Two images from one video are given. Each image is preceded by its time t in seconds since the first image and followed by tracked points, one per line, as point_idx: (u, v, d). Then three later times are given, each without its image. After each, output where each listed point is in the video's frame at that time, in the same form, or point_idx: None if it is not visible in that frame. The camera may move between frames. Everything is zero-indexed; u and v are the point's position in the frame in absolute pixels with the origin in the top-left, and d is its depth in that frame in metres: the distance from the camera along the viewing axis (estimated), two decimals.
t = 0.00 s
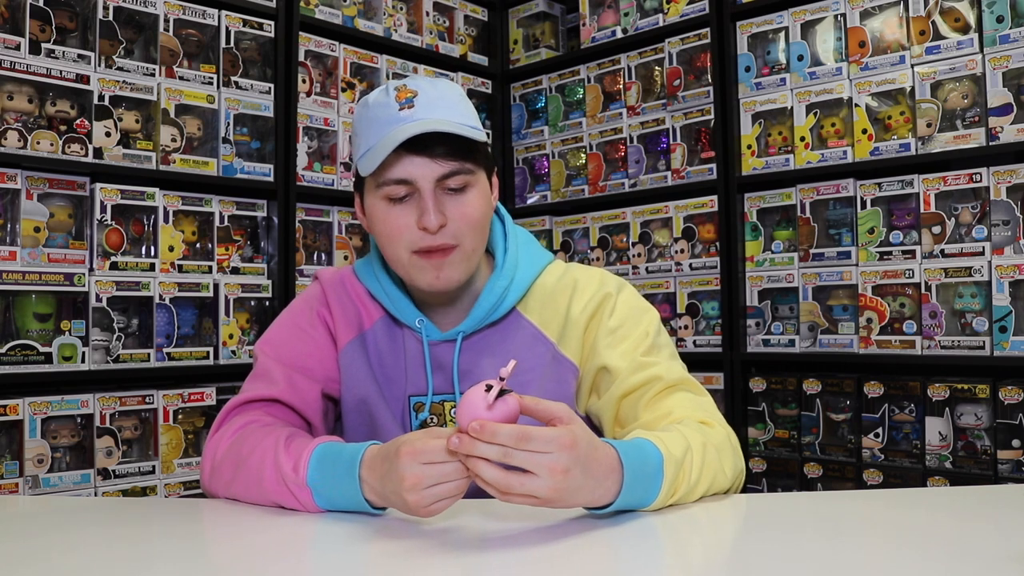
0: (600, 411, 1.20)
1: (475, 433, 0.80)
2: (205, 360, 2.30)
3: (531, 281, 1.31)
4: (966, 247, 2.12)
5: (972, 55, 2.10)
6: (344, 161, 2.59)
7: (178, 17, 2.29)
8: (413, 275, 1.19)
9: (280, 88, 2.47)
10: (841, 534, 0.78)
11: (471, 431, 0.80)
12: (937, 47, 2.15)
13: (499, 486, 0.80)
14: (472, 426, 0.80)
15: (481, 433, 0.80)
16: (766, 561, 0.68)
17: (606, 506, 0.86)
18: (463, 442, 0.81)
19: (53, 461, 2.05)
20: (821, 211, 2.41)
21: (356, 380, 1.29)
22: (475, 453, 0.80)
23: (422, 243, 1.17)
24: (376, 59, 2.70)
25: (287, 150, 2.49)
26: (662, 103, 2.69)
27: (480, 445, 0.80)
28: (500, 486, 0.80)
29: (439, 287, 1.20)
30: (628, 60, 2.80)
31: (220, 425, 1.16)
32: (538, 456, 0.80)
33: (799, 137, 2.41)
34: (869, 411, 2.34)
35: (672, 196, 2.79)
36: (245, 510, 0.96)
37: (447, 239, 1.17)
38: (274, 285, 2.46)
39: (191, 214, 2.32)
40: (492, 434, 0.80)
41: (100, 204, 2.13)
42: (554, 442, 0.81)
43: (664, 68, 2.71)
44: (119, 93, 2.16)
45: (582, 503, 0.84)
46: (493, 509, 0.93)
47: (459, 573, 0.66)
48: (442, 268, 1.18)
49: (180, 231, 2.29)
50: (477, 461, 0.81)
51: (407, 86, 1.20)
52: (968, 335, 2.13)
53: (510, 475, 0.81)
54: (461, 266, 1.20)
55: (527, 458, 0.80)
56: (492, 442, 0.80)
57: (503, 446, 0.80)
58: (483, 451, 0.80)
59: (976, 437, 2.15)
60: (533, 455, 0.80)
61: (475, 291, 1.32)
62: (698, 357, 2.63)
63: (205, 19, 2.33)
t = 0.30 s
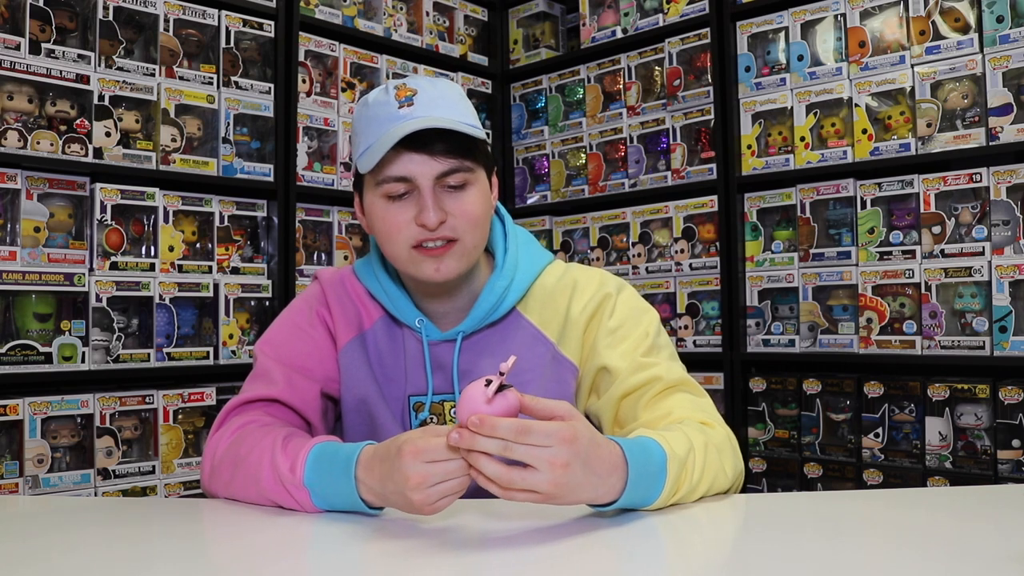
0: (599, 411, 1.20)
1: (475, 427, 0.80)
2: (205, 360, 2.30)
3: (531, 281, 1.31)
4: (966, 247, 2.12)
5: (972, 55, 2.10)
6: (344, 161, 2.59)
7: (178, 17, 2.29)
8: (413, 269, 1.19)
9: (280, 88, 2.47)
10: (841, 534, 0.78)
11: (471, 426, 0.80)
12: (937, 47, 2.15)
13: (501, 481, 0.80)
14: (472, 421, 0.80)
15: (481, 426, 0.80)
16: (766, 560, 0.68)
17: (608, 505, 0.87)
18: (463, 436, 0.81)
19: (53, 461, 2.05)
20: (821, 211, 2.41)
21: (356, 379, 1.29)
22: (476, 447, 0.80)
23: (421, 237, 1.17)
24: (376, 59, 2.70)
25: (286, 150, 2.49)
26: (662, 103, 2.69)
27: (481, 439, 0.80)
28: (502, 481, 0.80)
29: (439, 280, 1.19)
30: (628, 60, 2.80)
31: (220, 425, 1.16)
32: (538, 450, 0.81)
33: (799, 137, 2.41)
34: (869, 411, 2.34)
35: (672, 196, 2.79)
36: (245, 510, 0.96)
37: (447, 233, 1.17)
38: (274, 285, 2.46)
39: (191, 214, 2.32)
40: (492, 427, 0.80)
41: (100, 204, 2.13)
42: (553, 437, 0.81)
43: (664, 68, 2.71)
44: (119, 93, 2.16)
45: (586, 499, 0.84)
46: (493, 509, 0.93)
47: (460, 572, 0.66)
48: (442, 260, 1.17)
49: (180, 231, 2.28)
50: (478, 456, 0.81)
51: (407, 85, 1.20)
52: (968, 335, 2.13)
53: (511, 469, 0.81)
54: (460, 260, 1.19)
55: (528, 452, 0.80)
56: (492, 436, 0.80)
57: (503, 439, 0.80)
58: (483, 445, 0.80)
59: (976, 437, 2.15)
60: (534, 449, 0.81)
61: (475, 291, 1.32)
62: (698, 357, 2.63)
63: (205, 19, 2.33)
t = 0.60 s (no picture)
0: (598, 411, 1.20)
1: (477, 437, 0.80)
2: (205, 360, 2.30)
3: (530, 281, 1.31)
4: (966, 247, 2.12)
5: (972, 55, 2.10)
6: (344, 161, 2.59)
7: (178, 17, 2.29)
8: (412, 272, 1.19)
9: (280, 88, 2.47)
10: (841, 534, 0.78)
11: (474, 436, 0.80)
12: (937, 47, 2.15)
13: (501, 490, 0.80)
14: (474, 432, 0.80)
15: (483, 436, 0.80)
16: (766, 561, 0.68)
17: (607, 506, 0.86)
18: (467, 447, 0.81)
19: (53, 461, 2.05)
20: (821, 211, 2.41)
21: (356, 380, 1.29)
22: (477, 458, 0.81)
23: (420, 239, 1.17)
24: (376, 59, 2.70)
25: (286, 150, 2.49)
26: (662, 103, 2.69)
27: (483, 450, 0.80)
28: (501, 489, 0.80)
29: (438, 284, 1.20)
30: (628, 61, 2.80)
31: (220, 426, 1.16)
32: (542, 460, 0.80)
33: (799, 137, 2.41)
34: (869, 411, 2.34)
35: (672, 196, 2.79)
36: (246, 511, 0.96)
37: (445, 236, 1.17)
38: (274, 285, 2.46)
39: (191, 214, 2.32)
40: (494, 438, 0.80)
41: (100, 204, 2.13)
42: (556, 446, 0.81)
43: (664, 68, 2.71)
44: (119, 93, 2.16)
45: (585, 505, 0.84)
46: (494, 509, 0.93)
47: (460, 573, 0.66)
48: (440, 266, 1.18)
49: (180, 231, 2.29)
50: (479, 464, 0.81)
51: (408, 84, 1.20)
52: (968, 335, 2.13)
53: (511, 479, 0.80)
54: (460, 263, 1.19)
55: (529, 462, 0.80)
56: (494, 447, 0.80)
57: (505, 450, 0.80)
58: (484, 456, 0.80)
59: (976, 437, 2.15)
60: (536, 459, 0.80)
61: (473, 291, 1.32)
62: (698, 357, 2.63)
63: (205, 19, 2.33)
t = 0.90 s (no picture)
0: (598, 410, 1.20)
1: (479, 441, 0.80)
2: (205, 360, 2.30)
3: (529, 282, 1.31)
4: (966, 247, 2.12)
5: (972, 55, 2.10)
6: (344, 161, 2.59)
7: (178, 17, 2.29)
8: (408, 264, 1.19)
9: (280, 88, 2.47)
10: (841, 534, 0.78)
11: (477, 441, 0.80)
12: (937, 47, 2.15)
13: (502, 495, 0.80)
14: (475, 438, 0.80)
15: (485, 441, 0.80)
16: (767, 560, 0.68)
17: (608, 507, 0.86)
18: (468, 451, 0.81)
19: (53, 461, 2.05)
20: (821, 211, 2.41)
21: (355, 380, 1.29)
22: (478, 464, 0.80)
23: (417, 231, 1.17)
24: (376, 59, 2.70)
25: (287, 150, 2.49)
26: (662, 103, 2.69)
27: (484, 455, 0.80)
28: (501, 494, 0.80)
29: (433, 275, 1.19)
30: (628, 61, 2.80)
31: (220, 426, 1.16)
32: (543, 463, 0.80)
33: (799, 137, 2.41)
34: (869, 411, 2.34)
35: (672, 196, 2.79)
36: (246, 511, 0.96)
37: (441, 228, 1.17)
38: (274, 285, 2.46)
39: (191, 214, 2.32)
40: (496, 444, 0.80)
41: (100, 204, 2.13)
42: (558, 449, 0.81)
43: (664, 68, 2.71)
44: (119, 93, 2.16)
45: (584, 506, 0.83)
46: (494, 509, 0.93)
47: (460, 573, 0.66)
48: (437, 257, 1.18)
49: (180, 231, 2.28)
50: (480, 469, 0.81)
51: (408, 81, 1.20)
52: (968, 335, 2.13)
53: (513, 482, 0.80)
54: (455, 255, 1.19)
55: (532, 466, 0.80)
56: (495, 452, 0.80)
57: (506, 455, 0.80)
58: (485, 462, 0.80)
59: (976, 437, 2.15)
60: (538, 463, 0.80)
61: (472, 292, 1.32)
62: (698, 357, 2.63)
63: (205, 19, 2.33)
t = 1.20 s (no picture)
0: (598, 410, 1.20)
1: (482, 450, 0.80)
2: (205, 360, 2.30)
3: (531, 282, 1.31)
4: (966, 247, 2.12)
5: (972, 55, 2.10)
6: (344, 161, 2.59)
7: (178, 17, 2.29)
8: (412, 253, 1.17)
9: (280, 88, 2.47)
10: (841, 534, 0.78)
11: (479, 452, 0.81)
12: (937, 47, 2.15)
13: (507, 502, 0.80)
14: (478, 448, 0.81)
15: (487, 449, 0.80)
16: (766, 560, 0.68)
17: (608, 506, 0.86)
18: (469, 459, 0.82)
19: (53, 461, 2.05)
20: (821, 211, 2.41)
21: (357, 380, 1.29)
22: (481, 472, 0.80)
23: (422, 220, 1.17)
24: (376, 59, 2.70)
25: (286, 150, 2.49)
26: (662, 103, 2.69)
27: (487, 464, 0.80)
28: (507, 502, 0.80)
29: (438, 265, 1.18)
30: (628, 60, 2.80)
31: (222, 425, 1.16)
32: (544, 467, 0.80)
33: (799, 137, 2.41)
34: (869, 411, 2.34)
35: (672, 196, 2.79)
36: (246, 511, 0.96)
37: (446, 217, 1.17)
38: (274, 285, 2.46)
39: (191, 214, 2.32)
40: (498, 451, 0.80)
41: (100, 204, 2.13)
42: (559, 450, 0.81)
43: (664, 68, 2.71)
44: (119, 93, 2.16)
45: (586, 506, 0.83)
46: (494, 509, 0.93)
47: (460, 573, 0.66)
48: (441, 242, 1.17)
49: (180, 231, 2.28)
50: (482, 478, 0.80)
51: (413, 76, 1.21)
52: (968, 335, 2.13)
53: (518, 489, 0.80)
54: (460, 245, 1.18)
55: (536, 472, 0.80)
56: (497, 461, 0.80)
57: (508, 463, 0.80)
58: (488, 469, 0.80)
59: (976, 437, 2.15)
60: (541, 466, 0.80)
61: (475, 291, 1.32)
62: (697, 358, 2.63)
63: (205, 19, 2.33)
